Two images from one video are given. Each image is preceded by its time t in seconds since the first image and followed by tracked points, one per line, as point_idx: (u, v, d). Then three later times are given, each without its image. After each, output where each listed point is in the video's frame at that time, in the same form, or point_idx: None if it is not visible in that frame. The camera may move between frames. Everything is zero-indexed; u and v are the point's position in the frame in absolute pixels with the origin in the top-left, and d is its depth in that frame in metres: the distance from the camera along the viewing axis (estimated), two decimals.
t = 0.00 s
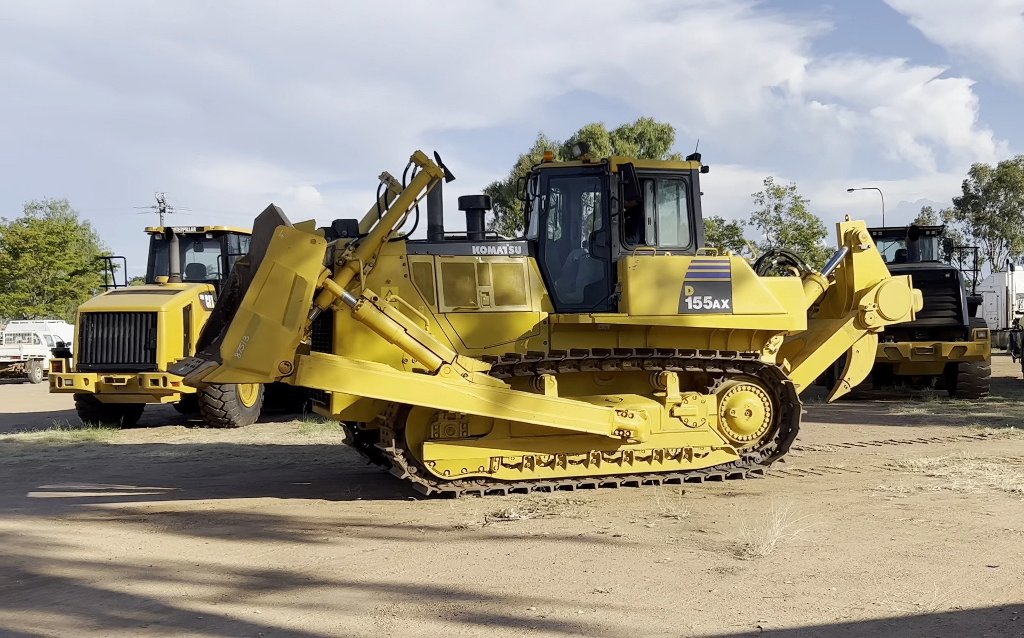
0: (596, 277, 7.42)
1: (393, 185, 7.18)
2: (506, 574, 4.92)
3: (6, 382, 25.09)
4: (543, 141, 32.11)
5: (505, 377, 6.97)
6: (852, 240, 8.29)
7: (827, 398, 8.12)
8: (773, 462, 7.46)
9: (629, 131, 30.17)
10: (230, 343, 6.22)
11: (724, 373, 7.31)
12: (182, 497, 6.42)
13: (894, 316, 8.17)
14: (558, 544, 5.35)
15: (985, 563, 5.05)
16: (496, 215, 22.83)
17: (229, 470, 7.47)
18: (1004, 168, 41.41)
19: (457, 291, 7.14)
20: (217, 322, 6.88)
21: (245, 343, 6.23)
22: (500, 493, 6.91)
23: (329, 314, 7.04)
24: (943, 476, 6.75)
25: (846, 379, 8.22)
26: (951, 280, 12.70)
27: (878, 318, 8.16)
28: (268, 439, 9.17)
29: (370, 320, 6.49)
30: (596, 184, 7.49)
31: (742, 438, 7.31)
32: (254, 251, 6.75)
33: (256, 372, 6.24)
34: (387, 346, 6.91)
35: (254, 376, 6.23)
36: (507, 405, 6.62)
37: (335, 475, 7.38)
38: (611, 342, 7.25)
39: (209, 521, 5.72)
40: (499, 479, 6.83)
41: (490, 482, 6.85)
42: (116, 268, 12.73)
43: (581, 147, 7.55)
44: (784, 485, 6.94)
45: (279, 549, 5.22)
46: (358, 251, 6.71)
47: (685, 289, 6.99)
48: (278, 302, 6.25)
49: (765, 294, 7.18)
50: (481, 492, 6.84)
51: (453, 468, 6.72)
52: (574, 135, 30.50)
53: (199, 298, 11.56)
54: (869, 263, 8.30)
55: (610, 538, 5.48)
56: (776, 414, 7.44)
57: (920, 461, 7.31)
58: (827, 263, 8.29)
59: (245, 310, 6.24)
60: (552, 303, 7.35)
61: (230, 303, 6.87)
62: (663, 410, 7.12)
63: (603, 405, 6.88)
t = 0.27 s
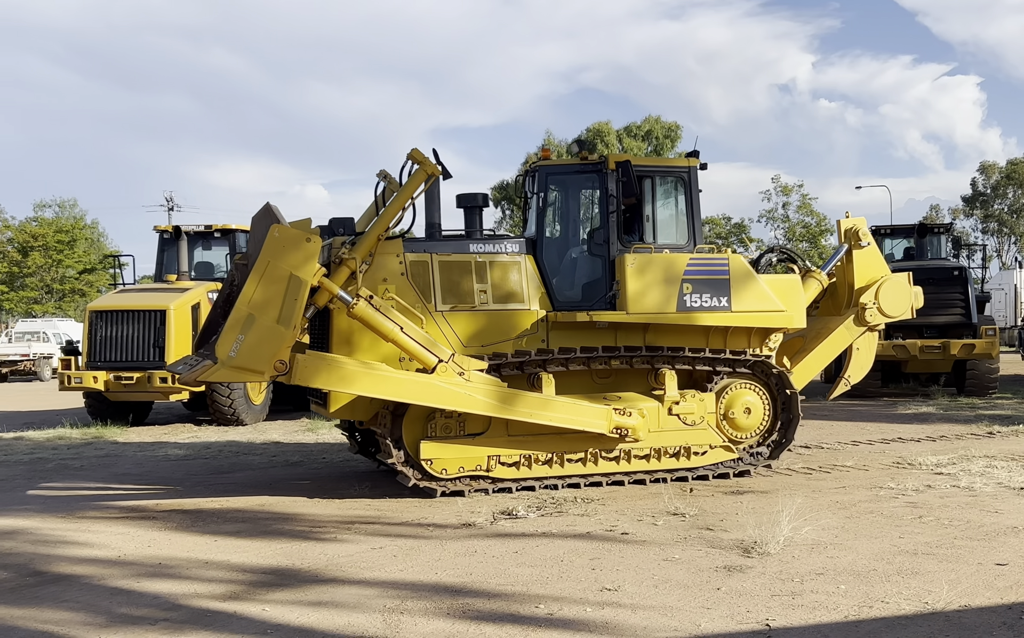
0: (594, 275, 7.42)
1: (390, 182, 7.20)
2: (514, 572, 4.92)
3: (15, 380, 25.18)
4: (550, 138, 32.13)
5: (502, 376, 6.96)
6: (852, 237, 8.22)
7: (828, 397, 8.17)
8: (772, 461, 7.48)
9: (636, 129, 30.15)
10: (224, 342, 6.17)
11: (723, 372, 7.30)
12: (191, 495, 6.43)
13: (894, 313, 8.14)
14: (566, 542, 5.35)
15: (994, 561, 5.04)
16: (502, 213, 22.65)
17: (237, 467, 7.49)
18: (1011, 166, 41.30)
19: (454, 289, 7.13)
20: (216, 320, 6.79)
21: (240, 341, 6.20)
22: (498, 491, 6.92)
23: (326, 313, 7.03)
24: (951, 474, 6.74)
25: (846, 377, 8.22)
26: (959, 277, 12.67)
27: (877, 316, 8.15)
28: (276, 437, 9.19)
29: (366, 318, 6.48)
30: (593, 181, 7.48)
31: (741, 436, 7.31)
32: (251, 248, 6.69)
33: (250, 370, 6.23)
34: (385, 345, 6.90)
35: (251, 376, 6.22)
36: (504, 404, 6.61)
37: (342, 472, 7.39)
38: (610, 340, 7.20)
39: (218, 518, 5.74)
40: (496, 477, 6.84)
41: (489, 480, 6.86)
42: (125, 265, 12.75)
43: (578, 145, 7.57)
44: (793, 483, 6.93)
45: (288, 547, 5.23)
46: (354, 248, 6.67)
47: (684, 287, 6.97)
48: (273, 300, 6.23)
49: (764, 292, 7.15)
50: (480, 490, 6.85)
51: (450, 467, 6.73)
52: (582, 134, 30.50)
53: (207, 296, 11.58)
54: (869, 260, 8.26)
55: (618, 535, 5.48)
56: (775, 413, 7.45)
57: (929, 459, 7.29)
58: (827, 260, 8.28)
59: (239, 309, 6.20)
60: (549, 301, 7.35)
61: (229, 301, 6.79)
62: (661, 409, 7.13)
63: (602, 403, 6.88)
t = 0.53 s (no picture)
0: (593, 272, 7.43)
1: (389, 181, 7.21)
2: (520, 569, 4.92)
3: (22, 379, 25.26)
4: (556, 137, 32.12)
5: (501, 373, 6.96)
6: (852, 235, 8.22)
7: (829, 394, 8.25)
8: (773, 459, 7.42)
9: (642, 127, 30.14)
10: (222, 341, 6.19)
11: (722, 370, 7.28)
12: (197, 493, 6.45)
13: (894, 310, 8.10)
14: (571, 540, 5.35)
15: (1001, 559, 5.03)
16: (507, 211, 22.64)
17: (243, 465, 7.49)
18: (1017, 164, 41.21)
19: (453, 287, 7.12)
20: (215, 317, 6.89)
21: (237, 340, 6.22)
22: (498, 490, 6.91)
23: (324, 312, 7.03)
24: (957, 472, 6.72)
25: (847, 374, 8.20)
26: (965, 275, 12.65)
27: (878, 313, 8.13)
28: (282, 435, 9.20)
29: (363, 316, 6.48)
30: (592, 179, 7.48)
31: (740, 435, 7.29)
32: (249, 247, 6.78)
33: (248, 369, 6.24)
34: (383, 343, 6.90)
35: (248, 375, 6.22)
36: (503, 403, 6.60)
37: (348, 470, 7.40)
38: (610, 338, 7.22)
39: (224, 516, 5.74)
40: (495, 476, 6.83)
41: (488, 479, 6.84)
42: (132, 263, 12.78)
43: (577, 142, 7.58)
44: (798, 481, 6.91)
45: (294, 544, 5.23)
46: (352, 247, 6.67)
47: (683, 285, 6.97)
48: (270, 299, 6.24)
49: (764, 289, 7.15)
50: (478, 488, 6.83)
51: (448, 465, 6.71)
52: (588, 132, 30.51)
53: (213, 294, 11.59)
54: (870, 258, 8.25)
55: (623, 533, 5.48)
56: (774, 410, 7.41)
57: (934, 457, 7.27)
58: (827, 258, 8.26)
59: (236, 308, 6.22)
60: (548, 299, 7.35)
61: (227, 299, 6.88)
62: (660, 407, 7.13)
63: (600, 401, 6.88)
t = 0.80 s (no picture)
0: (595, 270, 7.42)
1: (392, 179, 7.21)
2: (523, 568, 4.92)
3: (25, 377, 25.31)
4: (558, 135, 32.10)
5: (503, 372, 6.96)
6: (854, 233, 8.16)
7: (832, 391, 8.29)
8: (776, 457, 7.41)
9: (643, 125, 30.14)
10: (224, 339, 6.21)
11: (725, 368, 7.27)
12: (200, 491, 6.45)
13: (897, 309, 8.14)
14: (574, 538, 5.35)
15: (1003, 557, 5.03)
16: (509, 208, 22.63)
17: (246, 464, 7.50)
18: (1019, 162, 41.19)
19: (456, 285, 7.12)
20: (218, 316, 6.90)
21: (239, 338, 6.23)
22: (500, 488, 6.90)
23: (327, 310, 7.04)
24: (961, 470, 6.72)
25: (849, 372, 8.22)
26: (968, 273, 12.65)
27: (880, 311, 8.13)
28: (284, 433, 9.20)
29: (367, 315, 6.48)
30: (595, 177, 7.47)
31: (743, 433, 7.28)
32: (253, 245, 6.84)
33: (251, 367, 6.25)
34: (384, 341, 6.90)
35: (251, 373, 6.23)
36: (505, 401, 6.59)
37: (350, 468, 7.40)
38: (611, 337, 7.18)
39: (227, 514, 5.75)
40: (497, 474, 6.82)
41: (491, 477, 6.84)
42: (134, 262, 12.78)
43: (579, 140, 7.55)
44: (800, 479, 6.91)
45: (297, 543, 5.24)
46: (355, 245, 6.68)
47: (685, 283, 6.97)
48: (273, 297, 6.25)
49: (765, 287, 7.15)
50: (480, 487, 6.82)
51: (451, 464, 6.71)
52: (590, 130, 30.52)
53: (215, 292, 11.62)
54: (873, 255, 8.18)
55: (626, 532, 5.48)
56: (777, 409, 7.38)
57: (937, 456, 7.27)
58: (831, 256, 8.22)
59: (239, 306, 6.23)
60: (551, 297, 7.35)
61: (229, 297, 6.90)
62: (662, 405, 7.12)
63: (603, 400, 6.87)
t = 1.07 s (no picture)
0: (599, 269, 7.43)
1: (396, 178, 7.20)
2: (522, 566, 4.92)
3: (24, 375, 25.32)
4: (557, 133, 32.10)
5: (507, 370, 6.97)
6: (857, 231, 8.20)
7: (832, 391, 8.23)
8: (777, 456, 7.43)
9: (642, 124, 30.13)
10: (230, 338, 6.23)
11: (728, 366, 7.29)
12: (199, 489, 6.45)
13: (901, 307, 8.13)
14: (572, 537, 5.35)
15: (1002, 556, 5.03)
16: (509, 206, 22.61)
17: (245, 462, 7.50)
18: (1018, 160, 41.20)
19: (459, 284, 7.12)
20: (221, 314, 6.94)
21: (245, 337, 6.24)
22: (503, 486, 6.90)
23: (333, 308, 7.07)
24: (959, 469, 6.72)
25: (852, 370, 8.22)
26: (967, 272, 12.65)
27: (883, 310, 8.11)
28: (283, 432, 9.19)
29: (372, 314, 6.50)
30: (598, 176, 7.48)
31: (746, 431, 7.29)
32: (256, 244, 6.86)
33: (257, 365, 6.25)
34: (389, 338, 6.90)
35: (255, 371, 6.24)
36: (509, 399, 6.59)
37: (349, 467, 7.40)
38: (615, 335, 7.19)
39: (225, 513, 5.75)
40: (500, 472, 6.81)
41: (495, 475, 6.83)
42: (133, 260, 12.78)
43: (583, 138, 7.53)
44: (798, 478, 6.91)
45: (295, 541, 5.24)
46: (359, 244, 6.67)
47: (689, 281, 6.97)
48: (279, 296, 6.26)
49: (769, 285, 7.15)
50: (483, 485, 6.81)
51: (455, 462, 6.71)
52: (590, 128, 30.51)
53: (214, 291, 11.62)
54: (876, 254, 8.22)
55: (624, 530, 5.48)
56: (781, 408, 7.40)
57: (935, 454, 7.27)
58: (834, 253, 8.20)
59: (245, 305, 6.25)
60: (554, 296, 7.37)
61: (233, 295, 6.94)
62: (666, 403, 7.12)
63: (607, 398, 6.86)
